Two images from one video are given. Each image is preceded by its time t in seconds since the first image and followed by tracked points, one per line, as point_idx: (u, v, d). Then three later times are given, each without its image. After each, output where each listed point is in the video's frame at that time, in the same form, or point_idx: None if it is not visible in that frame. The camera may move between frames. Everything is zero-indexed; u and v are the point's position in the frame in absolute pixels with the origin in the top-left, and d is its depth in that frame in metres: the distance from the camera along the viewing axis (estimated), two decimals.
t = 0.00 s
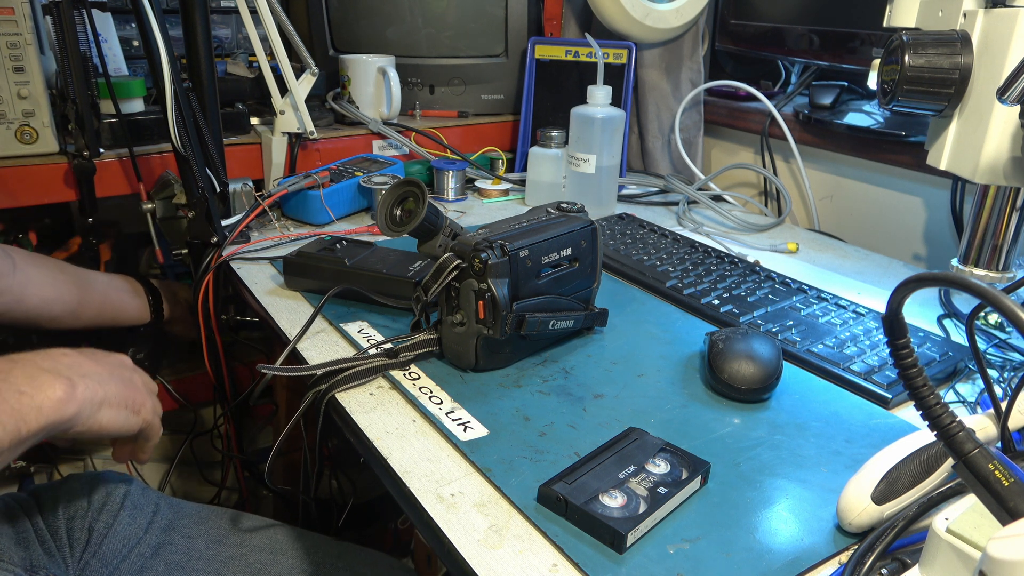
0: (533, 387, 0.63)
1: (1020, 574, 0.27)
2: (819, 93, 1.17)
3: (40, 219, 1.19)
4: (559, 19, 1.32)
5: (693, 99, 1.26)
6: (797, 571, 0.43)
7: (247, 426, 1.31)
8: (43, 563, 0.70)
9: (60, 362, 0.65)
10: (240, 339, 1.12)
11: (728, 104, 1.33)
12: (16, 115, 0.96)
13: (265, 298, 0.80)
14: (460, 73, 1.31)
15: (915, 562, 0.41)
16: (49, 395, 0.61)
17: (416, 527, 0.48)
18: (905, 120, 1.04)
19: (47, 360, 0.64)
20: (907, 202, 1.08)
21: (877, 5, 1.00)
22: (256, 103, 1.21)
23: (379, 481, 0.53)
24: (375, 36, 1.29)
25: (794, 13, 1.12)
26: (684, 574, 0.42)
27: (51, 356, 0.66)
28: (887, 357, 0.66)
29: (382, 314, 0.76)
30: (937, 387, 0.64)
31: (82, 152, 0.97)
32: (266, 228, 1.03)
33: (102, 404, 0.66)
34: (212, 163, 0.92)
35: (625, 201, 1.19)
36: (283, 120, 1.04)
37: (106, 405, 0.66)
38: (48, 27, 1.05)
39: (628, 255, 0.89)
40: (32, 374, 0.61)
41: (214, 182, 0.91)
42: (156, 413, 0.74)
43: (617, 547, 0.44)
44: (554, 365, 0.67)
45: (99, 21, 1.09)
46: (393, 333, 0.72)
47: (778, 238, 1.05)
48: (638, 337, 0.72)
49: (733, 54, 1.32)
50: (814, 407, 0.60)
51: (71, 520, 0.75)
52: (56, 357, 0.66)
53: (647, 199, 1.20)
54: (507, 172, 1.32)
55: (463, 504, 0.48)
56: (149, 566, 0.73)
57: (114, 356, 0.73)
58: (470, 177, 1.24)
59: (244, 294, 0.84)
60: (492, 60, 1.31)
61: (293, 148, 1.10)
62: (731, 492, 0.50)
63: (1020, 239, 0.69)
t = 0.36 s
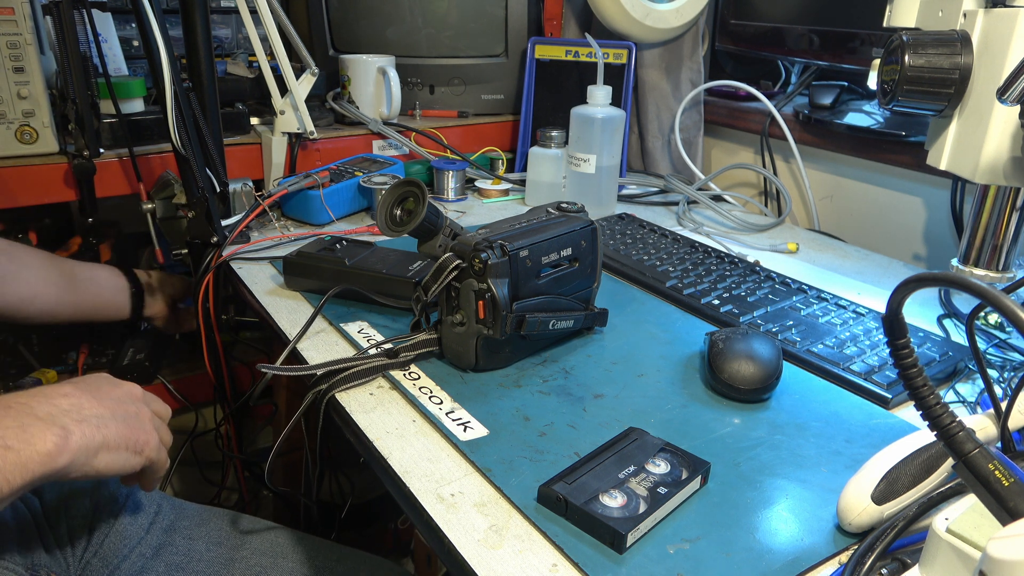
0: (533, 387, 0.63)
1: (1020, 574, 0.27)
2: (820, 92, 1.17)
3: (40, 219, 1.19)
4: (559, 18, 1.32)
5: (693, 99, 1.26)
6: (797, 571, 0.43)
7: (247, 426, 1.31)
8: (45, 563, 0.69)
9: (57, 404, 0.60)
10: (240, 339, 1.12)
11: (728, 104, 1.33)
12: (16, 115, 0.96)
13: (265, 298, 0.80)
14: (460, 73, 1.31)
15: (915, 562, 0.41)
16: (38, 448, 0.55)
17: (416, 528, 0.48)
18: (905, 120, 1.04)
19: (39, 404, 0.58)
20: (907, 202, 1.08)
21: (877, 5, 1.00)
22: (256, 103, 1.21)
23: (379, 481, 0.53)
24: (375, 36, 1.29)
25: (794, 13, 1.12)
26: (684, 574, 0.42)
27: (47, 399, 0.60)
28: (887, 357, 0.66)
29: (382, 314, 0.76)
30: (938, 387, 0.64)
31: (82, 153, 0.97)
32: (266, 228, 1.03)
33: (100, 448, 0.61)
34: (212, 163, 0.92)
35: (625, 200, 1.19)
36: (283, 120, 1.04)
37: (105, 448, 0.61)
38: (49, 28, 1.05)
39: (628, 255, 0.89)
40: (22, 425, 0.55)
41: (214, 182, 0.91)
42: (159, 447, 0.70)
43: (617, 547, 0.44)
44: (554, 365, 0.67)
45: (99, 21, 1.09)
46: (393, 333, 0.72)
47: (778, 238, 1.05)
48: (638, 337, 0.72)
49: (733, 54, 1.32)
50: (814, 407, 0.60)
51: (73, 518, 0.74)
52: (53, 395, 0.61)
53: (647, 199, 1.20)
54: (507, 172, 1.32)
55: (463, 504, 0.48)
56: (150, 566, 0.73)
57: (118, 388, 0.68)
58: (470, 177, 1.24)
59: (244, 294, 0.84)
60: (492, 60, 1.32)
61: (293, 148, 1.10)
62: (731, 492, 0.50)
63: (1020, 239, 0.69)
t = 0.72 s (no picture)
0: (533, 387, 0.63)
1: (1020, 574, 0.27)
2: (819, 92, 1.17)
3: (40, 219, 1.19)
4: (559, 18, 1.32)
5: (693, 98, 1.26)
6: (797, 571, 0.43)
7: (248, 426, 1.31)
8: (47, 562, 0.68)
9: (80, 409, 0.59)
10: (240, 339, 1.12)
11: (728, 104, 1.33)
12: (16, 115, 0.96)
13: (265, 298, 0.80)
14: (460, 73, 1.31)
15: (915, 562, 0.41)
16: (65, 455, 0.55)
17: (416, 528, 0.48)
18: (906, 120, 1.04)
19: (63, 410, 0.58)
20: (907, 202, 1.08)
21: (878, 5, 1.00)
22: (256, 103, 1.21)
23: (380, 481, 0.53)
24: (374, 36, 1.29)
25: (794, 13, 1.12)
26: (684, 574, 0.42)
27: (69, 404, 0.60)
28: (887, 357, 0.66)
29: (382, 314, 0.76)
30: (938, 387, 0.64)
31: (82, 153, 0.97)
32: (266, 228, 1.03)
33: (123, 451, 0.60)
34: (212, 163, 0.92)
35: (625, 200, 1.19)
36: (283, 120, 1.04)
37: (128, 451, 0.61)
38: (49, 27, 1.05)
39: (628, 255, 0.89)
40: (48, 432, 0.55)
41: (214, 182, 0.92)
42: (178, 445, 0.70)
43: (617, 547, 0.44)
44: (554, 365, 0.67)
45: (99, 21, 1.09)
46: (393, 333, 0.72)
47: (778, 238, 1.05)
48: (639, 337, 0.72)
49: (733, 54, 1.32)
50: (814, 407, 0.60)
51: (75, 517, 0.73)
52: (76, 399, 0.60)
53: (647, 199, 1.20)
54: (507, 172, 1.32)
55: (463, 504, 0.48)
56: (152, 563, 0.72)
57: (137, 388, 0.68)
58: (470, 177, 1.24)
59: (244, 294, 0.84)
60: (491, 60, 1.32)
61: (293, 148, 1.11)
62: (731, 492, 0.50)
63: (1020, 239, 0.69)
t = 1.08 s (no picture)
0: (533, 387, 0.63)
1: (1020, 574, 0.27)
2: (820, 92, 1.17)
3: (41, 219, 1.19)
4: (559, 18, 1.31)
5: (693, 99, 1.26)
6: (797, 571, 0.43)
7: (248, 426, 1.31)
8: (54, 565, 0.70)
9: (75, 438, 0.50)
10: (240, 339, 1.12)
11: (728, 104, 1.33)
12: (16, 115, 0.96)
13: (265, 299, 0.80)
14: (460, 73, 1.31)
15: (915, 562, 0.41)
16: (44, 496, 0.46)
17: (416, 528, 0.48)
18: (906, 120, 1.04)
19: (55, 438, 0.49)
20: (907, 203, 1.08)
21: (878, 5, 1.00)
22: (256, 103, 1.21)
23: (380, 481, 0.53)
24: (374, 36, 1.29)
25: (794, 13, 1.12)
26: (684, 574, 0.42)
27: (65, 431, 0.50)
28: (887, 357, 0.66)
29: (382, 315, 0.76)
30: (938, 387, 0.64)
31: (82, 152, 0.97)
32: (266, 228, 1.03)
33: (118, 490, 0.51)
34: (212, 163, 0.92)
35: (625, 201, 1.19)
36: (283, 120, 1.04)
37: (124, 490, 0.51)
38: (49, 27, 1.06)
39: (628, 255, 0.89)
40: (31, 467, 0.47)
41: (214, 182, 0.91)
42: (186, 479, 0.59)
43: (617, 547, 0.44)
44: (554, 365, 0.67)
45: (99, 21, 1.09)
46: (393, 333, 0.72)
47: (779, 238, 1.05)
48: (639, 337, 0.72)
49: (733, 54, 1.32)
50: (814, 407, 0.60)
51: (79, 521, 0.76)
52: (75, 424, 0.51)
53: (647, 199, 1.20)
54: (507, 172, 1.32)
55: (463, 504, 0.48)
56: (152, 567, 0.73)
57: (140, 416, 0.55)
58: (470, 177, 1.24)
59: (243, 294, 0.84)
60: (491, 60, 1.32)
61: (293, 148, 1.11)
62: (731, 492, 0.50)
63: (1020, 239, 0.69)
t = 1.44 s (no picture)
0: (533, 387, 0.63)
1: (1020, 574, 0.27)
2: (820, 93, 1.17)
3: (40, 220, 1.19)
4: (559, 18, 1.32)
5: (693, 99, 1.26)
6: (797, 571, 0.43)
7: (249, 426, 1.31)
8: (60, 563, 0.68)
9: None
10: (240, 339, 1.12)
11: (728, 104, 1.33)
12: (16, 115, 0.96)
13: (265, 299, 0.80)
14: (460, 73, 1.31)
15: (915, 562, 0.41)
16: None
17: (417, 529, 0.48)
18: (906, 120, 1.04)
19: None
20: (907, 203, 1.08)
21: (878, 5, 1.00)
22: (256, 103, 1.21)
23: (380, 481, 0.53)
24: (374, 36, 1.29)
25: (794, 13, 1.12)
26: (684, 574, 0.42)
27: None
28: (887, 357, 0.66)
29: (382, 315, 0.76)
30: (938, 387, 0.64)
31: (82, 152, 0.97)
32: (266, 228, 1.03)
33: None
34: (212, 163, 0.92)
35: (625, 201, 1.19)
36: (283, 120, 1.04)
37: None
38: (49, 27, 1.06)
39: (628, 255, 0.89)
40: None
41: (213, 182, 0.91)
42: None
43: (617, 547, 0.44)
44: (554, 365, 0.67)
45: (99, 21, 1.09)
46: (393, 333, 0.72)
47: (779, 238, 1.05)
48: (639, 337, 0.72)
49: (734, 54, 1.32)
50: (814, 407, 0.60)
51: (85, 520, 0.74)
52: None
53: (647, 199, 1.20)
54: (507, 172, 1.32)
55: (463, 504, 0.48)
56: (159, 565, 0.73)
57: None
58: (470, 177, 1.24)
59: (243, 294, 0.84)
60: (491, 60, 1.32)
61: (293, 148, 1.11)
62: (731, 492, 0.50)
63: (1020, 239, 0.69)
